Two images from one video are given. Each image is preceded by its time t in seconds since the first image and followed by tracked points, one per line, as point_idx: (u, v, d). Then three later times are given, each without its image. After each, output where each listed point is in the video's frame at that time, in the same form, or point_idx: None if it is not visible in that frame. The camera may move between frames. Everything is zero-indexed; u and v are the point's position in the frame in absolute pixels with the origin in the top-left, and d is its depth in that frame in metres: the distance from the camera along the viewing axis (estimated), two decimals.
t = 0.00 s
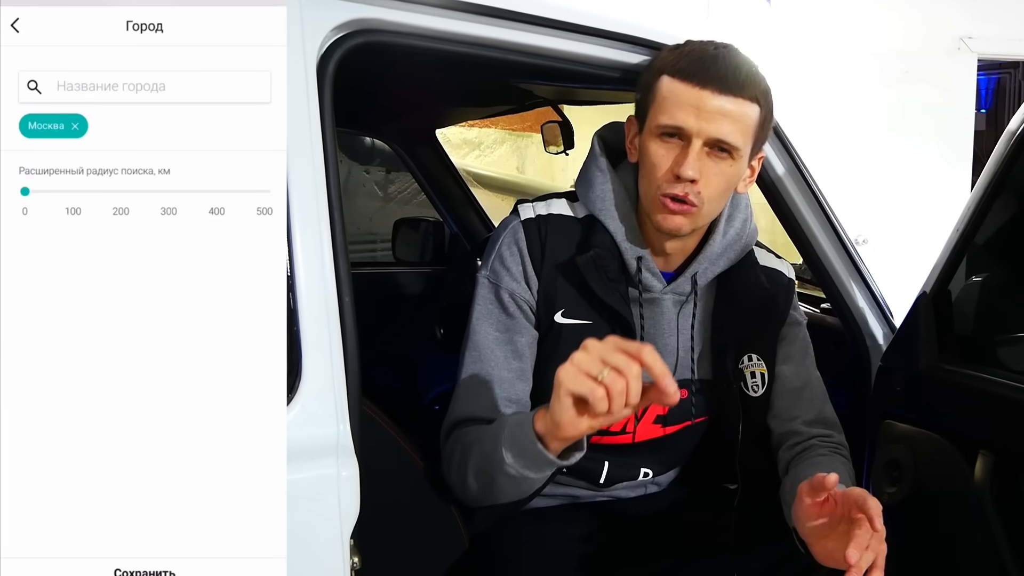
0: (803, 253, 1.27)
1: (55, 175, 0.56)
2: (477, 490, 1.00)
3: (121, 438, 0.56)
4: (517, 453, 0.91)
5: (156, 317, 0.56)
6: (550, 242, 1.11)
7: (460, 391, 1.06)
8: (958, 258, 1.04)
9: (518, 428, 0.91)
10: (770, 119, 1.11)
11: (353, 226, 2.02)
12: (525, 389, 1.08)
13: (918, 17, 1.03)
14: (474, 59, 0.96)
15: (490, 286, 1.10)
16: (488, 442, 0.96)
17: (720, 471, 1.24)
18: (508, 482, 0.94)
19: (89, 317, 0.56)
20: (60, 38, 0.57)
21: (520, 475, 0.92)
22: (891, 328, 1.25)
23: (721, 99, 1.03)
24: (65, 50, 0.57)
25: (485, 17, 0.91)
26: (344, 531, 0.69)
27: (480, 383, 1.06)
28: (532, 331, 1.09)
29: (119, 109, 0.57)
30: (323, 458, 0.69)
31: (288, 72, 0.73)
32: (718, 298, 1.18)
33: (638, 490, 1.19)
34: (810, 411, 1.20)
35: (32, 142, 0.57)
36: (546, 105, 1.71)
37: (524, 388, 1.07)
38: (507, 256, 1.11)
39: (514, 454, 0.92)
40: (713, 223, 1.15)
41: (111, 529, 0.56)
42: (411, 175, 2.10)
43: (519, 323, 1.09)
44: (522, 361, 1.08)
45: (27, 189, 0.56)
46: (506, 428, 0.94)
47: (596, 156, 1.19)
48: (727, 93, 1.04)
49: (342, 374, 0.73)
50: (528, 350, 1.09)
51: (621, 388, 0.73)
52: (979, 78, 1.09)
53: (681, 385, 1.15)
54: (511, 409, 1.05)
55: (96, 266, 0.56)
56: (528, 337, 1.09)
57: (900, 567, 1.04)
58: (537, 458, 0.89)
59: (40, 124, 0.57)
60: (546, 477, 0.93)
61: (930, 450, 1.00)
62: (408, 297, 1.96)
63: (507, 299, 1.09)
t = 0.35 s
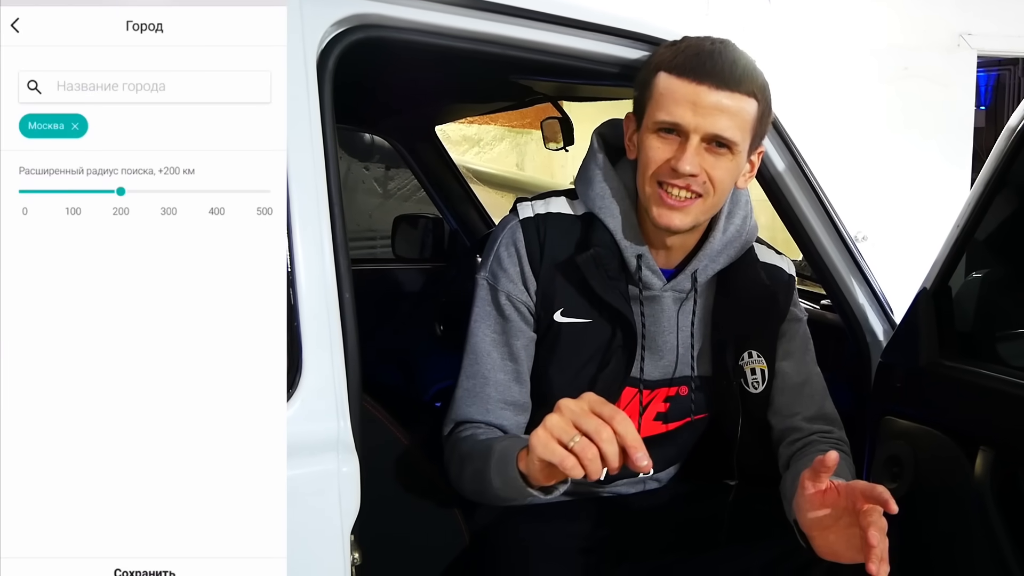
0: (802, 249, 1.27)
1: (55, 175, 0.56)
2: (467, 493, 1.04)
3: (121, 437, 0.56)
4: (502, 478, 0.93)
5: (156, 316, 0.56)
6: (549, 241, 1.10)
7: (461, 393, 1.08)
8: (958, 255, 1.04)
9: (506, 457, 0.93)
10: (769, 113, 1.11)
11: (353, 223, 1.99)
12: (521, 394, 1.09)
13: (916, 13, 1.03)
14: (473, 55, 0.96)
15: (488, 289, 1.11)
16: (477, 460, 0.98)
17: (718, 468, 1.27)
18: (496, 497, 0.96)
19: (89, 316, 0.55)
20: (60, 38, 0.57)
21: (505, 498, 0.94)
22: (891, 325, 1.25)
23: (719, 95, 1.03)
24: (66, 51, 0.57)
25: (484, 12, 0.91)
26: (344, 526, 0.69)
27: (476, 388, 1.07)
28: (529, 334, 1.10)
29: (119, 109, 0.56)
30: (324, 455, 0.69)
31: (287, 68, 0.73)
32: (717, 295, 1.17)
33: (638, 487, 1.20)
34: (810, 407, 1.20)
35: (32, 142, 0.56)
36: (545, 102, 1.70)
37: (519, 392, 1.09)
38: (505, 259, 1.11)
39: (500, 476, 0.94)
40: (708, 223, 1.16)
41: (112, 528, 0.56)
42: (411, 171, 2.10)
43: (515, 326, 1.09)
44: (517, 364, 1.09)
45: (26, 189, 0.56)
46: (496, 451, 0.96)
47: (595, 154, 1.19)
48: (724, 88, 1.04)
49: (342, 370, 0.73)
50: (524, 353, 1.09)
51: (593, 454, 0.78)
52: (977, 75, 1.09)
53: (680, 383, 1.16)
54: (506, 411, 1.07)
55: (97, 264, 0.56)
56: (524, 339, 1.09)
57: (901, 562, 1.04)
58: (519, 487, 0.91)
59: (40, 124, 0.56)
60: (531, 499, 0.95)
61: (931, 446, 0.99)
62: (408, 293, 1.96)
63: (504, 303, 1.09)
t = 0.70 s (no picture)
0: (801, 249, 1.27)
1: (55, 175, 0.56)
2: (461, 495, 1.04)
3: (123, 435, 0.56)
4: (496, 482, 0.94)
5: (150, 315, 0.56)
6: (546, 242, 1.10)
7: (456, 395, 1.08)
8: (958, 255, 1.04)
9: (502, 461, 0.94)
10: (767, 112, 1.11)
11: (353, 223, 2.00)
12: (518, 396, 1.09)
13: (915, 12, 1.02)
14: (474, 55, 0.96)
15: (484, 290, 1.11)
16: (472, 463, 0.98)
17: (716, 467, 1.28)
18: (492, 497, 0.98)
19: (91, 313, 0.56)
20: (59, 38, 0.57)
21: (500, 502, 0.95)
22: (890, 324, 1.26)
23: (715, 95, 1.03)
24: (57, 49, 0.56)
25: (483, 12, 0.91)
26: (343, 526, 0.69)
27: (472, 389, 1.07)
28: (525, 336, 1.10)
29: (119, 109, 0.56)
30: (322, 455, 0.69)
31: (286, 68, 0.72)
32: (715, 295, 1.17)
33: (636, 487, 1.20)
34: (810, 407, 1.20)
35: (32, 142, 0.56)
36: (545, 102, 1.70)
37: (515, 394, 1.09)
38: (502, 261, 1.11)
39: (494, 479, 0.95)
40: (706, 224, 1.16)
41: (111, 527, 0.56)
42: (411, 171, 2.10)
43: (512, 328, 1.09)
44: (513, 366, 1.09)
45: (25, 189, 0.56)
46: (491, 454, 0.96)
47: (592, 154, 1.20)
48: (721, 88, 1.03)
49: (340, 370, 0.73)
50: (520, 355, 1.09)
51: (586, 465, 0.80)
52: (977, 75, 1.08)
53: (679, 383, 1.16)
54: (502, 413, 1.07)
55: (99, 266, 0.56)
56: (521, 341, 1.09)
57: (900, 562, 1.04)
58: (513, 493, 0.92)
59: (40, 124, 0.56)
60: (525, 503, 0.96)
61: (931, 445, 0.99)
62: (407, 293, 1.95)
63: (501, 304, 1.10)
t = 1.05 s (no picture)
0: (798, 248, 1.27)
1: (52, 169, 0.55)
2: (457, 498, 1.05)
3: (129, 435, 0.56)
4: (490, 487, 0.94)
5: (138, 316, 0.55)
6: (541, 243, 1.10)
7: (449, 399, 1.07)
8: (954, 253, 1.04)
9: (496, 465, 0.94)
10: (762, 111, 1.10)
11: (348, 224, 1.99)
12: (512, 399, 1.08)
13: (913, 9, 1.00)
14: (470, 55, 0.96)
15: (479, 292, 1.11)
16: (465, 468, 0.98)
17: (713, 466, 1.26)
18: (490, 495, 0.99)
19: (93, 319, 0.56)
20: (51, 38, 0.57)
21: (494, 505, 0.95)
22: (886, 323, 1.26)
23: (710, 94, 1.02)
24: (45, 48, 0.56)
25: (479, 12, 0.91)
26: (339, 527, 0.68)
27: (466, 391, 1.07)
28: (520, 337, 1.09)
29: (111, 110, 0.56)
30: (318, 456, 0.68)
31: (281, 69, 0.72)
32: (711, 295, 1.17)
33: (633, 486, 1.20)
34: (807, 406, 1.19)
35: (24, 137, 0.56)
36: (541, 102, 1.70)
37: (511, 396, 1.08)
38: (496, 261, 1.11)
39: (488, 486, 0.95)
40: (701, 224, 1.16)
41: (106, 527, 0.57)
42: (407, 171, 2.10)
43: (506, 329, 1.09)
44: (507, 368, 1.09)
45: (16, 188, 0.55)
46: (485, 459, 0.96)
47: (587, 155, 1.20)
48: (716, 88, 1.02)
49: (336, 371, 0.72)
50: (515, 357, 1.09)
51: (579, 474, 0.80)
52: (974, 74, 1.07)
53: (674, 383, 1.16)
54: (497, 415, 1.06)
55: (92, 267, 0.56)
56: (515, 343, 1.09)
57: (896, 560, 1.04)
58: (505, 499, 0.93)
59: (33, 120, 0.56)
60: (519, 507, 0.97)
61: (927, 445, 0.99)
62: (403, 293, 1.95)
63: (495, 306, 1.09)
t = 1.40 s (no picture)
0: (792, 247, 1.27)
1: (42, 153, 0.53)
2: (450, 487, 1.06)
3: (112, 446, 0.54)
4: (484, 468, 0.97)
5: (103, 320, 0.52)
6: (535, 241, 1.10)
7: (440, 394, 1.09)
8: (948, 252, 1.04)
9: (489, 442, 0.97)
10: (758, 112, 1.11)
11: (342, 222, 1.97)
12: (506, 395, 1.08)
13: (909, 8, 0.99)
14: (464, 54, 0.95)
15: (473, 290, 1.10)
16: (459, 454, 1.00)
17: (710, 466, 1.23)
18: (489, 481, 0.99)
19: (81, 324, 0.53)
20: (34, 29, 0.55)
21: (490, 488, 0.98)
22: (881, 322, 1.26)
23: (708, 96, 1.03)
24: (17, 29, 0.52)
25: (474, 11, 0.91)
26: (333, 525, 0.68)
27: (458, 389, 1.06)
28: (513, 335, 1.10)
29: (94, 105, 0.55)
30: (311, 456, 0.68)
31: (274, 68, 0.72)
32: (706, 293, 1.17)
33: (630, 486, 1.19)
34: (803, 406, 1.20)
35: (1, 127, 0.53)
36: (536, 101, 1.70)
37: (503, 394, 1.08)
38: (490, 259, 1.11)
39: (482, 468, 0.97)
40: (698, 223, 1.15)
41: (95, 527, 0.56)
42: (402, 170, 2.09)
43: (500, 327, 1.09)
44: (501, 366, 1.08)
45: None
46: (477, 441, 0.99)
47: (581, 154, 1.19)
48: (712, 89, 1.03)
49: (330, 371, 0.72)
50: (508, 355, 1.09)
51: (576, 433, 0.80)
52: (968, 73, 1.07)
53: (669, 383, 1.15)
54: (488, 413, 1.06)
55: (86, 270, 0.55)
56: (508, 340, 1.09)
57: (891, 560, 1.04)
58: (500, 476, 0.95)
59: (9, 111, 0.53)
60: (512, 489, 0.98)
61: (921, 445, 0.99)
62: (398, 292, 1.95)
63: (490, 304, 1.09)
